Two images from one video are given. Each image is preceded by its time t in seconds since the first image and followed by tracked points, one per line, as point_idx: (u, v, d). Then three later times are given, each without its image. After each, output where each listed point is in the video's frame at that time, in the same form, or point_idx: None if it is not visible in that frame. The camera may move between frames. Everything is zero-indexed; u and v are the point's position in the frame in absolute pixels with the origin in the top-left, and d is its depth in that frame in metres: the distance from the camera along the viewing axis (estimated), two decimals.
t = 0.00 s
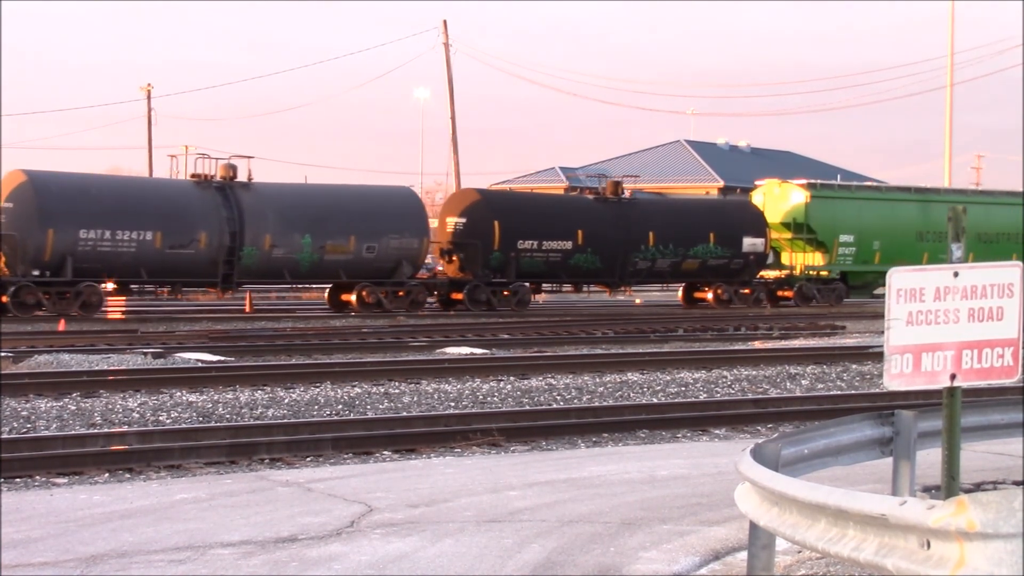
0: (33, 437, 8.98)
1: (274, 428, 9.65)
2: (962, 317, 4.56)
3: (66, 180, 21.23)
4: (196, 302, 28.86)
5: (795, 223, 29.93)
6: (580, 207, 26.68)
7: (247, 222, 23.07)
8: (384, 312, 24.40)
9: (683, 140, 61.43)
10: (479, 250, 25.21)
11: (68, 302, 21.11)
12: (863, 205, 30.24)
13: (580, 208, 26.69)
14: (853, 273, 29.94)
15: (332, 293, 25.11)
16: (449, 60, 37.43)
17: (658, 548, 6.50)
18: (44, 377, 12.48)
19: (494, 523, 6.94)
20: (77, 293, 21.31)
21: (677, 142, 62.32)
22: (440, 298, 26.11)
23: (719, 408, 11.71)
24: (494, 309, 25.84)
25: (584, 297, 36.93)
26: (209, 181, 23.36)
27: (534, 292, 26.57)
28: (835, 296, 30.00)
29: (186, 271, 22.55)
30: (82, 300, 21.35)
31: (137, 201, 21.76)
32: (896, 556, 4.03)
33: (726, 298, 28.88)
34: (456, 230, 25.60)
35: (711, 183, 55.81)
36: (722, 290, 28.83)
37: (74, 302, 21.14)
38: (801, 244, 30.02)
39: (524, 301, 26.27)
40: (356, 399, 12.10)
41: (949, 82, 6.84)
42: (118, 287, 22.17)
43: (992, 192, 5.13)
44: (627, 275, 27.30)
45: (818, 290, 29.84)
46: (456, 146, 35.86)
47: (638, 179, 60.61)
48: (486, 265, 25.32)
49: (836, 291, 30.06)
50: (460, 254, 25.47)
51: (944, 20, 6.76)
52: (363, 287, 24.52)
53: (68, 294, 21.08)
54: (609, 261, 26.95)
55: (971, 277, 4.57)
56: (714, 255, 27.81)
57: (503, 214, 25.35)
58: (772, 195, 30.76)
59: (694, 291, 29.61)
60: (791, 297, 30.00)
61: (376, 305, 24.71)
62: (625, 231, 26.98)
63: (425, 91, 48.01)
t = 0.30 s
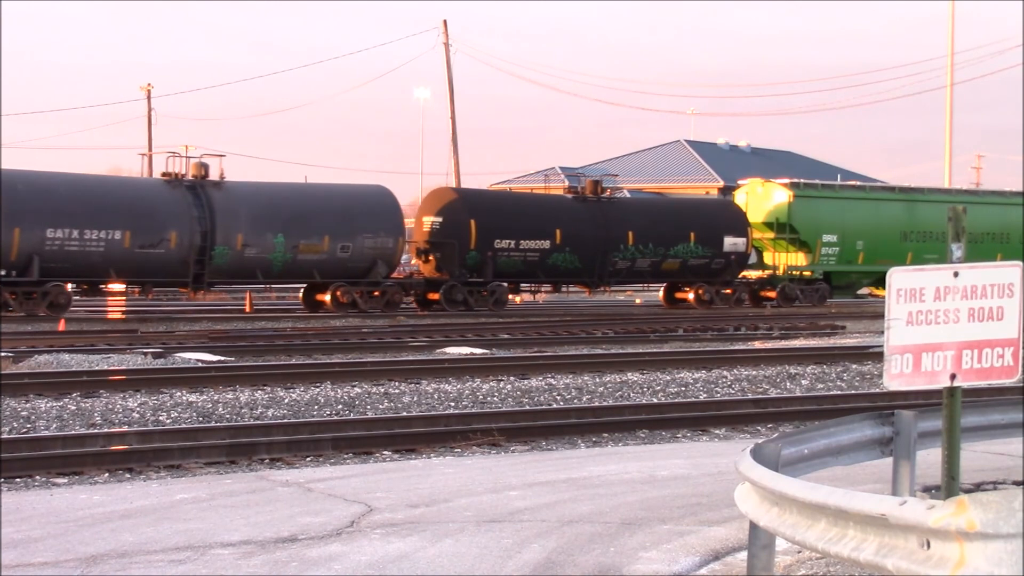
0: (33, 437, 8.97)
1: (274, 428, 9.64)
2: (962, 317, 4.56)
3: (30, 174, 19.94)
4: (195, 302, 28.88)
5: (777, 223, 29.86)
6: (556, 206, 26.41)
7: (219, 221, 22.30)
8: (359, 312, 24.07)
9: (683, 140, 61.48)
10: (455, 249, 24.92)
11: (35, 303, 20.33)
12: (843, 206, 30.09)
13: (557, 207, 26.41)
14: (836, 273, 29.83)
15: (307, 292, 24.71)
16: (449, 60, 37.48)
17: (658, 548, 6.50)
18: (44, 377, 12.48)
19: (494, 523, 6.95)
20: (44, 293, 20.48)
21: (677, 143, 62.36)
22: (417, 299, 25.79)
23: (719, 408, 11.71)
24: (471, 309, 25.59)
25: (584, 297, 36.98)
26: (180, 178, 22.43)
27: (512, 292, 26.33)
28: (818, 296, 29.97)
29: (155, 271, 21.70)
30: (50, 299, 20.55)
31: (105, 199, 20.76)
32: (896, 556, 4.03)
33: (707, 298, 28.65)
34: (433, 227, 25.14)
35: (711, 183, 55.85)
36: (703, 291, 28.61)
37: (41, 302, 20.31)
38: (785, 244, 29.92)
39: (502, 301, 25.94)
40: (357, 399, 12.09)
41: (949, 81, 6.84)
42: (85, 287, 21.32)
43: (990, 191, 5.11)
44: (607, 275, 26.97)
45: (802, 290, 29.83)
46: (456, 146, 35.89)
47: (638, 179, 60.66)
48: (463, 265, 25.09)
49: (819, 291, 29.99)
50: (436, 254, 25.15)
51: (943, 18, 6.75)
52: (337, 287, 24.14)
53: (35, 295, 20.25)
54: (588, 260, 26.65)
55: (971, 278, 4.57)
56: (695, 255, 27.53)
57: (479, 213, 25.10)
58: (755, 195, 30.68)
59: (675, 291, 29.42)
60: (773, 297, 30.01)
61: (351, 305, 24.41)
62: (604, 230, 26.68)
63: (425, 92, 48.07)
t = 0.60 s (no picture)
0: (33, 437, 8.98)
1: (274, 428, 9.65)
2: (962, 317, 4.56)
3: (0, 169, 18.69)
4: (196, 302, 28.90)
5: (760, 223, 29.64)
6: (534, 205, 26.19)
7: (190, 221, 21.80)
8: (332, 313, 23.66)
9: (683, 140, 61.51)
10: (431, 249, 24.74)
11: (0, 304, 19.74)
12: (824, 204, 30.08)
13: (535, 206, 26.20)
14: (819, 273, 29.80)
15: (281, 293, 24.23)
16: (449, 60, 37.51)
17: (657, 548, 6.50)
18: (44, 377, 12.48)
19: (494, 523, 6.95)
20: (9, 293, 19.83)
21: (677, 143, 62.39)
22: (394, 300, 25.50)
23: (719, 408, 11.71)
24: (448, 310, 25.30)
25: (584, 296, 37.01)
26: (150, 178, 21.78)
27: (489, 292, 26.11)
28: (801, 296, 29.71)
29: (123, 271, 21.08)
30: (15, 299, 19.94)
31: (75, 198, 19.97)
32: (896, 557, 4.03)
33: (687, 299, 28.30)
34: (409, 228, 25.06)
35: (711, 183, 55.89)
36: (684, 291, 28.26)
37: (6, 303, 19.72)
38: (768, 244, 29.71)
39: (479, 301, 25.67)
40: (357, 399, 12.10)
41: (949, 82, 6.85)
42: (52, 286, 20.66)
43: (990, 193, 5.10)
44: (586, 275, 26.71)
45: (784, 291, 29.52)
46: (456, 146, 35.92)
47: (638, 179, 60.69)
48: (439, 264, 24.84)
49: (802, 292, 29.68)
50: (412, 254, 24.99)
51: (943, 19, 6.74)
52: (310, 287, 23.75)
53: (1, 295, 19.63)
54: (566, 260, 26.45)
55: (971, 278, 4.57)
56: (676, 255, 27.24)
57: (455, 213, 24.89)
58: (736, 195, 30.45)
59: (656, 291, 29.07)
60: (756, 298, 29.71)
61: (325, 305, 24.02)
62: (582, 230, 26.45)
63: (425, 92, 48.12)
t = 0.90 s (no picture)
0: (32, 437, 8.98)
1: (274, 428, 9.64)
2: (962, 318, 4.56)
3: None
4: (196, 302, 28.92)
5: (742, 222, 29.63)
6: (512, 205, 26.02)
7: (161, 220, 21.40)
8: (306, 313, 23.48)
9: (683, 140, 61.50)
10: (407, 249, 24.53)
11: None
12: (807, 204, 30.10)
13: (513, 206, 26.02)
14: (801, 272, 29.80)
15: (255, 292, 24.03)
16: (449, 60, 37.53)
17: (658, 548, 6.50)
18: (44, 377, 12.48)
19: (494, 523, 6.94)
20: None
21: (677, 143, 62.39)
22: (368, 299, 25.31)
23: (720, 408, 11.70)
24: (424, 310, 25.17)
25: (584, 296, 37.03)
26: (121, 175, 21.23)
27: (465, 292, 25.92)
28: (784, 297, 29.62)
29: (93, 271, 20.59)
30: None
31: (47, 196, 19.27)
32: (896, 557, 4.03)
33: (669, 299, 28.04)
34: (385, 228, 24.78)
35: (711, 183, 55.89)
36: (665, 291, 28.04)
37: None
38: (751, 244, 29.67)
39: (455, 301, 25.58)
40: (356, 399, 12.10)
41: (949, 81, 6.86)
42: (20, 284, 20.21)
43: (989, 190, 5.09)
44: (564, 275, 26.55)
45: (767, 291, 29.36)
46: (456, 146, 35.92)
47: (639, 179, 60.69)
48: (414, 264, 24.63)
49: (784, 292, 29.63)
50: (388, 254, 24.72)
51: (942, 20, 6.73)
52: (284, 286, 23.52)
53: None
54: (544, 260, 26.27)
55: (971, 278, 4.56)
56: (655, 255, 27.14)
57: (431, 213, 24.76)
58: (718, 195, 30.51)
59: (637, 291, 28.88)
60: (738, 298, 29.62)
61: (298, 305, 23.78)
62: (561, 229, 26.33)
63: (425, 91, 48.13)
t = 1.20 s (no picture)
0: (32, 437, 8.98)
1: (274, 428, 9.65)
2: (962, 317, 4.56)
3: None
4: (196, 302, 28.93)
5: (724, 221, 29.60)
6: (491, 204, 25.77)
7: (130, 220, 21.27)
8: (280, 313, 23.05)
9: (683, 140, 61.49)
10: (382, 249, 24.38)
11: None
12: (790, 204, 30.15)
13: (492, 205, 25.77)
14: (783, 273, 29.81)
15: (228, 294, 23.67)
16: (449, 60, 37.54)
17: (658, 548, 6.50)
18: (44, 377, 12.48)
19: (494, 524, 6.94)
20: None
21: (677, 143, 62.41)
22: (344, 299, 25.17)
23: (720, 408, 11.71)
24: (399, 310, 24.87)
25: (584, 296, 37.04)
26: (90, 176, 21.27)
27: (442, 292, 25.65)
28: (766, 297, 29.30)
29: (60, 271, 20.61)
30: None
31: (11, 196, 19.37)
32: (896, 557, 4.03)
33: (649, 299, 27.89)
34: (360, 227, 24.74)
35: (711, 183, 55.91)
36: (645, 291, 27.87)
37: None
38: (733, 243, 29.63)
39: (432, 301, 25.32)
40: (356, 399, 12.10)
41: (949, 82, 6.87)
42: None
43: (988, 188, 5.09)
44: (542, 275, 26.32)
45: (749, 291, 29.04)
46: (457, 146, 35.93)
47: (639, 179, 60.70)
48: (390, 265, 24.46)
49: (767, 292, 29.32)
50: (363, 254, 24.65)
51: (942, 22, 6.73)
52: (257, 286, 23.13)
53: None
54: (524, 261, 26.00)
55: (971, 278, 4.56)
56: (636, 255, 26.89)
57: (407, 212, 24.50)
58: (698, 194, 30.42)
59: (617, 291, 28.63)
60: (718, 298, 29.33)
61: (272, 305, 23.33)
62: (541, 229, 26.07)
63: (425, 92, 48.14)
